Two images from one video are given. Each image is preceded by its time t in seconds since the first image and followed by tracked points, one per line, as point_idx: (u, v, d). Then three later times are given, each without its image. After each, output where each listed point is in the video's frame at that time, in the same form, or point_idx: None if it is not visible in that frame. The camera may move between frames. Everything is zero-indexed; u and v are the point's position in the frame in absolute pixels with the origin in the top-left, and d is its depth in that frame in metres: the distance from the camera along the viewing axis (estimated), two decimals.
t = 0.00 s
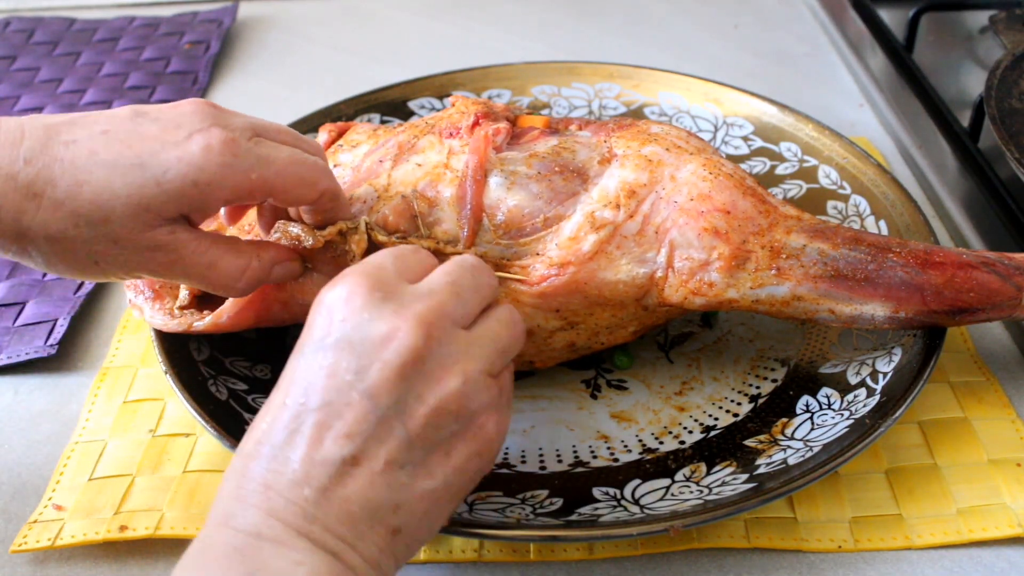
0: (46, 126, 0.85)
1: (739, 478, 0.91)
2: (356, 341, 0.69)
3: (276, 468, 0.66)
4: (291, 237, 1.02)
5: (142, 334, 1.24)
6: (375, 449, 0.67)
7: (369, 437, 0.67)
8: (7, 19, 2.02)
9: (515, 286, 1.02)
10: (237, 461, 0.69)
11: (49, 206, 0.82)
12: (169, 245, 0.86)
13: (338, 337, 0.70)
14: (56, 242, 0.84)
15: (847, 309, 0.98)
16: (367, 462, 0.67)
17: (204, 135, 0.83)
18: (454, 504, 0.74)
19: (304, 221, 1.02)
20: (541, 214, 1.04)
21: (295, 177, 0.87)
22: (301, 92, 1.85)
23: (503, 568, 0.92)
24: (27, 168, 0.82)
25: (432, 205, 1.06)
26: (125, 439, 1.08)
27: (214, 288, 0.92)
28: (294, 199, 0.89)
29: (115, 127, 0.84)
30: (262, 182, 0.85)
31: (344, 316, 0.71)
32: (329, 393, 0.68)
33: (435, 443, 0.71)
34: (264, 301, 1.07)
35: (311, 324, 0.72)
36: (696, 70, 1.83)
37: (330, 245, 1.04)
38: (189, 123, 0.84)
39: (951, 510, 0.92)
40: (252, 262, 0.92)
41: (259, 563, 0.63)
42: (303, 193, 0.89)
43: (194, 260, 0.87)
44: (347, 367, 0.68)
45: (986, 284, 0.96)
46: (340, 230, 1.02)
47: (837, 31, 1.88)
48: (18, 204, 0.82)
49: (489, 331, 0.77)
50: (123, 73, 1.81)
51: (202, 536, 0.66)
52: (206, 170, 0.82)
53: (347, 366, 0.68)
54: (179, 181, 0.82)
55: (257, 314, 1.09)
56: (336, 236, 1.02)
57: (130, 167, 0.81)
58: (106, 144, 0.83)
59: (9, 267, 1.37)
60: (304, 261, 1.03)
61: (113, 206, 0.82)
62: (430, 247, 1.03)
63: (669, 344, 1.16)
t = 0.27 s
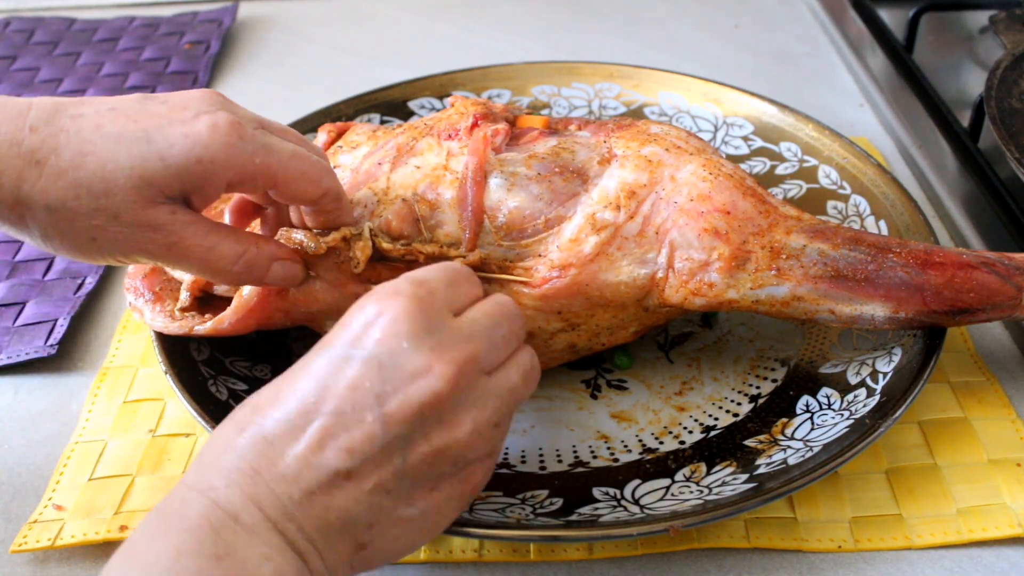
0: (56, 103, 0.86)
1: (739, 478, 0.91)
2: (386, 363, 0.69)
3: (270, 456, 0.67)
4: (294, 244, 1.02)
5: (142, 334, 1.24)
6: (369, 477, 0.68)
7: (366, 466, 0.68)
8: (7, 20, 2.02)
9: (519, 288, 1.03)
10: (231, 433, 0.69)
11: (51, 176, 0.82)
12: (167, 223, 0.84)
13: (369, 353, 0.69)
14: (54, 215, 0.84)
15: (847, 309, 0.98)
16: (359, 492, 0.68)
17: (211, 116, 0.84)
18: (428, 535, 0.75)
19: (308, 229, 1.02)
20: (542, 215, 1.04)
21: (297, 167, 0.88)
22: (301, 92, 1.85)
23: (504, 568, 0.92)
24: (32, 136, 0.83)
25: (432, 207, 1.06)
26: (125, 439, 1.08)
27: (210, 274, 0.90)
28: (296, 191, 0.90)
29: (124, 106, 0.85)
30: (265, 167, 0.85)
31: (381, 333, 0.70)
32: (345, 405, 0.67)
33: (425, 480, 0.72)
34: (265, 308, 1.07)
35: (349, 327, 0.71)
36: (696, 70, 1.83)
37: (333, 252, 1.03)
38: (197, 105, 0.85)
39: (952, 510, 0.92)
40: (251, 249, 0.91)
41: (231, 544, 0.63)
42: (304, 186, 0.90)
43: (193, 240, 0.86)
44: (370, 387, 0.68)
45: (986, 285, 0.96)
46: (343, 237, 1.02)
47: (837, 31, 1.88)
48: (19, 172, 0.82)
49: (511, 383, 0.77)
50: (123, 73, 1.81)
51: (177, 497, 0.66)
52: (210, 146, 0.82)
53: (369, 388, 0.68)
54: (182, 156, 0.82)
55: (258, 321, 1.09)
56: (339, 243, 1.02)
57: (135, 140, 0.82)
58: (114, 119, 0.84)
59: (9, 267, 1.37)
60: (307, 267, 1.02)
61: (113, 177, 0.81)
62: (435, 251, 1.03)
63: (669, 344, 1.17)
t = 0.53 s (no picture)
0: (47, 121, 0.85)
1: (739, 478, 0.91)
2: (457, 384, 0.69)
3: (308, 459, 0.63)
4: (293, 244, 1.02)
5: (142, 334, 1.25)
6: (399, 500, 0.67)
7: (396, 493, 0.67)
8: (7, 19, 2.02)
9: (517, 289, 1.03)
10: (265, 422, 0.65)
11: (52, 196, 0.81)
12: (175, 235, 0.85)
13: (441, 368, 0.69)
14: (59, 234, 0.83)
15: (847, 310, 0.98)
16: (382, 517, 0.67)
17: (207, 126, 0.84)
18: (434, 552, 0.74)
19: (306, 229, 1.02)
20: (541, 215, 1.04)
21: (297, 169, 0.88)
22: (301, 92, 1.85)
23: (503, 568, 0.92)
24: (29, 158, 0.82)
25: (432, 207, 1.06)
26: (125, 439, 1.08)
27: (218, 280, 0.90)
28: (294, 193, 0.90)
29: (119, 121, 0.84)
30: (266, 171, 0.85)
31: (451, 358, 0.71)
32: (410, 416, 0.67)
33: (454, 502, 0.71)
34: (266, 310, 1.07)
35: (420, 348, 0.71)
36: (696, 70, 1.83)
37: (333, 250, 1.03)
38: (191, 116, 0.85)
39: (951, 510, 0.92)
40: (256, 253, 0.91)
41: (263, 539, 0.59)
42: (303, 186, 0.90)
43: (202, 250, 0.86)
44: (439, 403, 0.68)
45: (986, 285, 0.96)
46: (343, 236, 1.02)
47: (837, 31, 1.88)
48: (20, 196, 0.81)
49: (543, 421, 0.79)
50: (123, 73, 1.81)
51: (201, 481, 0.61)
52: (212, 157, 0.82)
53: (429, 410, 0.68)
54: (184, 168, 0.81)
55: (258, 323, 1.09)
56: (339, 242, 1.02)
57: (135, 156, 0.81)
58: (110, 134, 0.83)
59: (9, 266, 1.37)
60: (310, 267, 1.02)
61: (117, 194, 0.81)
62: (434, 252, 1.03)
63: (669, 344, 1.17)
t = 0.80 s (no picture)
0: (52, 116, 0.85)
1: (739, 478, 0.91)
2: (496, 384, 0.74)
3: (344, 425, 0.61)
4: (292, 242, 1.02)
5: (142, 334, 1.25)
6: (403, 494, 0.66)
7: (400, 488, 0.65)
8: (7, 19, 2.02)
9: (515, 288, 1.03)
10: (263, 422, 0.60)
11: (56, 187, 0.81)
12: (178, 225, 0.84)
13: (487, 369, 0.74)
14: (60, 226, 0.83)
15: (847, 310, 0.98)
16: (383, 513, 0.65)
17: (210, 119, 0.84)
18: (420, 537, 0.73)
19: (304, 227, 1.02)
20: (541, 215, 1.04)
21: (297, 164, 0.89)
22: (302, 92, 1.85)
23: (503, 568, 0.92)
24: (32, 149, 0.82)
25: (430, 206, 1.06)
26: (125, 439, 1.08)
27: (221, 273, 0.90)
28: (295, 189, 0.91)
29: (122, 115, 0.84)
30: (268, 165, 0.86)
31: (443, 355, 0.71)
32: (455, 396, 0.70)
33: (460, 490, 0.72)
34: (265, 311, 1.07)
35: (409, 344, 0.70)
36: (696, 70, 1.83)
37: (331, 246, 1.03)
38: (194, 111, 0.86)
39: (951, 510, 0.92)
40: (257, 245, 0.91)
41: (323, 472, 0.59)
42: (304, 181, 0.91)
43: (204, 241, 0.86)
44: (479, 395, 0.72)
45: (986, 285, 0.96)
46: (340, 232, 1.02)
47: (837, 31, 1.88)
48: (22, 187, 0.81)
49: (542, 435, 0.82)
50: (123, 73, 1.81)
51: (197, 498, 0.56)
52: (216, 149, 0.82)
53: (432, 406, 0.67)
54: (187, 160, 0.82)
55: (257, 324, 1.09)
56: (337, 239, 1.02)
57: (139, 148, 0.82)
58: (113, 128, 0.83)
59: (9, 266, 1.38)
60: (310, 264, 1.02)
61: (120, 185, 0.81)
62: (431, 250, 1.03)
63: (669, 344, 1.17)
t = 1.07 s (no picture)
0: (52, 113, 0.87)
1: (739, 478, 0.91)
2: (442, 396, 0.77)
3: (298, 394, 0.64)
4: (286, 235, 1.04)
5: (142, 334, 1.24)
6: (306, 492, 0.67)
7: (306, 486, 0.67)
8: (7, 19, 2.02)
9: (514, 286, 1.03)
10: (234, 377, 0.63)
11: (55, 173, 0.82)
12: (176, 210, 0.85)
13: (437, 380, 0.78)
14: (59, 213, 0.83)
15: (847, 310, 0.98)
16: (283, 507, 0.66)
17: (206, 111, 0.88)
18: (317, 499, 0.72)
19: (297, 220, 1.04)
20: (541, 215, 1.04)
21: (290, 158, 0.93)
22: (301, 92, 1.85)
23: (503, 568, 0.92)
24: (32, 139, 0.83)
25: (429, 205, 1.06)
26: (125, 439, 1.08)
27: (220, 263, 0.89)
28: (289, 182, 0.94)
29: (119, 111, 0.87)
30: (262, 155, 0.89)
31: (381, 361, 0.72)
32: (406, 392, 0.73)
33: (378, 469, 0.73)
34: (264, 311, 1.07)
35: (348, 344, 0.71)
36: (696, 70, 1.83)
37: (325, 239, 1.04)
38: (189, 105, 0.89)
39: (952, 511, 0.92)
40: (253, 235, 0.92)
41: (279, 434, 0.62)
42: (296, 175, 0.94)
43: (204, 228, 0.87)
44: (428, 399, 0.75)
45: (987, 285, 0.96)
46: (335, 225, 1.03)
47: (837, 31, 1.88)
48: (21, 174, 0.82)
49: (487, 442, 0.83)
50: (123, 73, 1.81)
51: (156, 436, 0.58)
52: (212, 135, 0.85)
53: (365, 412, 0.69)
54: (184, 147, 0.84)
55: (257, 325, 1.09)
56: (331, 232, 1.03)
57: (138, 137, 0.84)
58: (111, 120, 0.85)
59: (9, 266, 1.37)
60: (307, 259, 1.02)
61: (120, 171, 0.82)
62: (428, 246, 1.03)
63: (669, 344, 1.17)
